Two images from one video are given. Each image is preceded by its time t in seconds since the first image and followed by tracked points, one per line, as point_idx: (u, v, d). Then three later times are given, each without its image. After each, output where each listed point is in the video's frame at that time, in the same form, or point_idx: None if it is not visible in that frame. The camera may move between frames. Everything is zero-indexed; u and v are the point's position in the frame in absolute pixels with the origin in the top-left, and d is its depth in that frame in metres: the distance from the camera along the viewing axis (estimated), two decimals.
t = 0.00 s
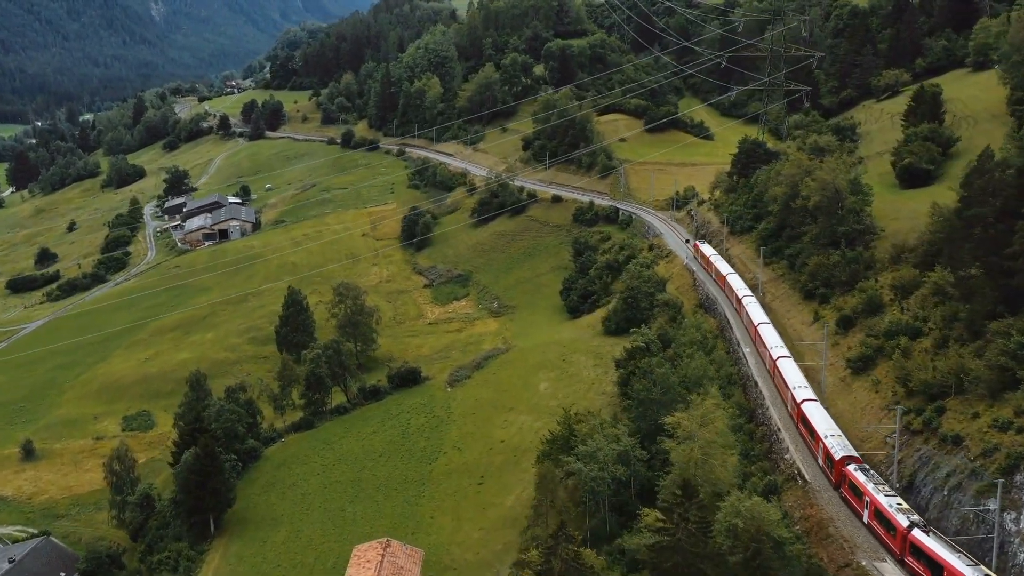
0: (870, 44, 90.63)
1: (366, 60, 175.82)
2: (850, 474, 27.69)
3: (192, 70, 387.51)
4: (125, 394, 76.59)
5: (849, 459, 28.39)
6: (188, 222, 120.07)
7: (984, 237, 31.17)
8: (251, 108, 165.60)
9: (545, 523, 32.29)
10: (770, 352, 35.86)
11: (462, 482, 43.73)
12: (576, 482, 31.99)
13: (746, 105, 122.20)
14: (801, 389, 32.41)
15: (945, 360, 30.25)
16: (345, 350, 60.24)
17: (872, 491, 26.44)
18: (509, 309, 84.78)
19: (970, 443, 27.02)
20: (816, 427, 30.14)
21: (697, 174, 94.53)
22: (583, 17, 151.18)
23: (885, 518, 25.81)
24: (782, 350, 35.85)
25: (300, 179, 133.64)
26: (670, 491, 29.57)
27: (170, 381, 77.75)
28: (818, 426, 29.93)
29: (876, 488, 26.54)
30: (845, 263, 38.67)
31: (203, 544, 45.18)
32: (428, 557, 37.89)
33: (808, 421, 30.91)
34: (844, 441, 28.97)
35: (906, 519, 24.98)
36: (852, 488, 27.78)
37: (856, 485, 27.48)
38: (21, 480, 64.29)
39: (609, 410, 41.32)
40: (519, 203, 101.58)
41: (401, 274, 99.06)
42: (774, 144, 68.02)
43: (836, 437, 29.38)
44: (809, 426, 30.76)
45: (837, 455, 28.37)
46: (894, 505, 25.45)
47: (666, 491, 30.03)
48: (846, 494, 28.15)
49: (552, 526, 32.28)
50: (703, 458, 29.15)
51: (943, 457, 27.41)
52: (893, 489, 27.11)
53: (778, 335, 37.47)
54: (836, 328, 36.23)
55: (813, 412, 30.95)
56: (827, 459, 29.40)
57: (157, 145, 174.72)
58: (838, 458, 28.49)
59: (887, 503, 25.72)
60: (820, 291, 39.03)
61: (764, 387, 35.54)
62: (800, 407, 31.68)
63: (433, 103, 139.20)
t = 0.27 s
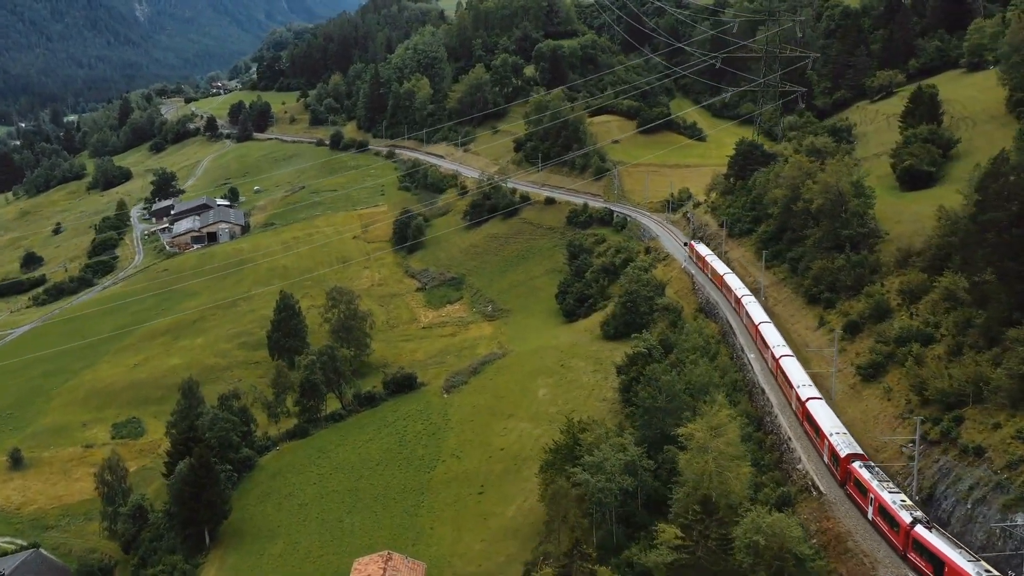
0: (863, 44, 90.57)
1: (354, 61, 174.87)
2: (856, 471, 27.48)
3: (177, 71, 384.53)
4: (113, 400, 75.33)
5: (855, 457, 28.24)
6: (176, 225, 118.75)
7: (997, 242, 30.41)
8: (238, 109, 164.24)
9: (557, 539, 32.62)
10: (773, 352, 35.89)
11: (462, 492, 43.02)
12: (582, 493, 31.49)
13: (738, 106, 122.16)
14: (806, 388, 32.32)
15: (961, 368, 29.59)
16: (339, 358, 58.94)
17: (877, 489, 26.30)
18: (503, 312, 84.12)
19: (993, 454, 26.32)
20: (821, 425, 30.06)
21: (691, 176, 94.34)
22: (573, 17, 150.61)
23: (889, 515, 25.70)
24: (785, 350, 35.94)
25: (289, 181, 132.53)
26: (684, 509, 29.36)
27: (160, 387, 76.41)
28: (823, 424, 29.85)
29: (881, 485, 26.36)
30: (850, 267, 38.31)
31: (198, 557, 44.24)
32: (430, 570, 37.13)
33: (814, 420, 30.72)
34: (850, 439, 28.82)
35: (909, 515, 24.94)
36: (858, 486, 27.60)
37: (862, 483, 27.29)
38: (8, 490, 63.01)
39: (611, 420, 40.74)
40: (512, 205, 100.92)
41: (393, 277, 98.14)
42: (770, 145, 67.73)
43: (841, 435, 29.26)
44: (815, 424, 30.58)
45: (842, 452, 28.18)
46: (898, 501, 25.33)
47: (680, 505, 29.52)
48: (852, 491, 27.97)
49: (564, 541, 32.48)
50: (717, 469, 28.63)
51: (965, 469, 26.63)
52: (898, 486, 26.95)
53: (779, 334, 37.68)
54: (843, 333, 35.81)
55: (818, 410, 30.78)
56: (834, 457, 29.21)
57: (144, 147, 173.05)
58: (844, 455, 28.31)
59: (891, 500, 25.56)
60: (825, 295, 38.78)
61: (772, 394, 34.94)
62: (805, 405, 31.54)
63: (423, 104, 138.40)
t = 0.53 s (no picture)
0: (852, 45, 90.81)
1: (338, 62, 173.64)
2: (857, 468, 27.73)
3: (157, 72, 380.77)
4: (98, 407, 73.93)
5: (857, 454, 28.51)
6: (160, 228, 117.19)
7: (1009, 247, 29.89)
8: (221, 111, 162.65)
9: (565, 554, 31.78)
10: (772, 352, 36.40)
11: (460, 500, 42.35)
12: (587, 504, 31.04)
13: (726, 107, 122.23)
14: (806, 386, 32.69)
15: (975, 376, 29.12)
16: (332, 364, 57.79)
17: (879, 486, 26.51)
18: (494, 316, 83.44)
19: (1012, 463, 25.82)
20: (824, 423, 30.30)
21: (682, 177, 94.17)
22: (559, 18, 149.99)
23: (891, 511, 25.92)
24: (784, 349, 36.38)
25: (274, 184, 131.23)
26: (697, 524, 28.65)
27: (147, 394, 75.05)
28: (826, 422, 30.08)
29: (883, 482, 26.57)
30: (851, 271, 38.53)
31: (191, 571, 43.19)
32: None
33: (817, 419, 30.95)
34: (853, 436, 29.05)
35: (910, 511, 25.14)
36: (860, 483, 27.80)
37: (865, 480, 27.51)
38: None
39: (610, 428, 40.28)
40: (501, 207, 100.24)
41: (381, 280, 97.13)
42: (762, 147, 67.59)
43: (844, 433, 29.49)
44: (818, 423, 30.83)
45: (845, 449, 28.47)
46: (899, 497, 25.57)
47: (691, 519, 28.84)
48: (855, 488, 28.16)
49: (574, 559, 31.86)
50: (730, 483, 27.92)
51: (985, 480, 26.06)
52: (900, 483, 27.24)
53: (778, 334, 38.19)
54: (847, 338, 35.88)
55: (820, 407, 31.10)
56: (836, 455, 29.44)
57: (125, 148, 170.98)
58: (846, 453, 28.59)
59: (893, 496, 25.77)
60: (827, 300, 38.83)
61: (778, 401, 34.45)
62: (807, 403, 31.88)
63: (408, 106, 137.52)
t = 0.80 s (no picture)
0: (841, 46, 91.40)
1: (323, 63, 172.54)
2: (858, 463, 27.88)
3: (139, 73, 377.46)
4: (84, 413, 72.67)
5: (858, 450, 28.63)
6: (145, 231, 115.77)
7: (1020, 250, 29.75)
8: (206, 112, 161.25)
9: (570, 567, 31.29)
10: (768, 349, 36.71)
11: (457, 509, 41.86)
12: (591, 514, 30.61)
13: (714, 108, 122.41)
14: (806, 382, 32.92)
15: (987, 382, 28.75)
16: (325, 369, 56.70)
17: (879, 481, 26.63)
18: (486, 319, 82.84)
19: None
20: (824, 419, 30.43)
21: (673, 179, 94.08)
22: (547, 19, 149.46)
23: (891, 504, 26.05)
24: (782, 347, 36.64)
25: (260, 186, 130.03)
26: (710, 536, 28.04)
27: (135, 400, 73.90)
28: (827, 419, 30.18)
29: (883, 477, 26.70)
30: (853, 273, 38.39)
31: None
32: None
33: (818, 415, 31.06)
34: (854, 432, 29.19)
35: (910, 506, 25.30)
36: (862, 478, 27.91)
37: (866, 475, 27.62)
38: None
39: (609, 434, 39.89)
40: (491, 209, 99.69)
41: (371, 283, 96.23)
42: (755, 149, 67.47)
43: (845, 429, 29.61)
44: (818, 419, 30.95)
45: (846, 446, 28.64)
46: (899, 491, 25.70)
47: (702, 530, 28.27)
48: (856, 484, 28.27)
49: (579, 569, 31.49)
50: (743, 493, 27.40)
51: (1002, 491, 25.63)
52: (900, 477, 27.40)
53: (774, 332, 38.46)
54: (851, 342, 35.75)
55: (819, 404, 31.25)
56: (837, 451, 29.56)
57: (108, 150, 169.17)
58: (847, 449, 28.72)
59: (893, 490, 25.95)
60: (828, 303, 38.72)
61: (783, 407, 34.01)
62: (807, 400, 32.01)
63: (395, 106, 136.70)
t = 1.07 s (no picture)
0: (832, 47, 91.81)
1: (307, 64, 171.11)
2: (861, 458, 28.34)
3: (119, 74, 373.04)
4: (71, 420, 71.29)
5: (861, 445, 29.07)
6: (130, 234, 114.25)
7: None
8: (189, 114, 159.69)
9: None
10: (768, 347, 37.12)
11: (457, 517, 41.27)
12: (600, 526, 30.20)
13: (704, 109, 122.49)
14: (807, 379, 33.39)
15: (1004, 390, 28.49)
16: (318, 376, 55.46)
17: (882, 475, 27.09)
18: (479, 322, 82.16)
19: None
20: (826, 415, 30.78)
21: (664, 180, 93.90)
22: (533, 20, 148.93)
23: (895, 499, 26.51)
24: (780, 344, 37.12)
25: (246, 188, 128.69)
26: (727, 550, 27.42)
27: (123, 407, 72.59)
28: (829, 414, 30.54)
29: (886, 472, 27.16)
30: (857, 276, 38.45)
31: None
32: None
33: (819, 411, 31.51)
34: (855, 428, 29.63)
35: (912, 499, 25.81)
36: (864, 473, 28.34)
37: (870, 470, 28.02)
38: None
39: (612, 441, 39.48)
40: (482, 211, 99.02)
41: (361, 286, 95.18)
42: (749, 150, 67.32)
43: (847, 424, 30.04)
44: (820, 414, 31.37)
45: (850, 441, 28.97)
46: (903, 486, 26.13)
47: (718, 542, 27.72)
48: (860, 478, 28.67)
49: None
50: (759, 504, 26.90)
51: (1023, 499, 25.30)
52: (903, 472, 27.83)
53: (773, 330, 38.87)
54: (859, 347, 35.54)
55: (821, 400, 31.70)
56: (841, 446, 29.91)
57: (90, 152, 167.01)
58: (851, 444, 29.11)
59: (897, 485, 26.37)
60: (832, 306, 38.59)
61: (790, 414, 33.71)
62: (808, 397, 32.36)
63: (382, 108, 135.79)
